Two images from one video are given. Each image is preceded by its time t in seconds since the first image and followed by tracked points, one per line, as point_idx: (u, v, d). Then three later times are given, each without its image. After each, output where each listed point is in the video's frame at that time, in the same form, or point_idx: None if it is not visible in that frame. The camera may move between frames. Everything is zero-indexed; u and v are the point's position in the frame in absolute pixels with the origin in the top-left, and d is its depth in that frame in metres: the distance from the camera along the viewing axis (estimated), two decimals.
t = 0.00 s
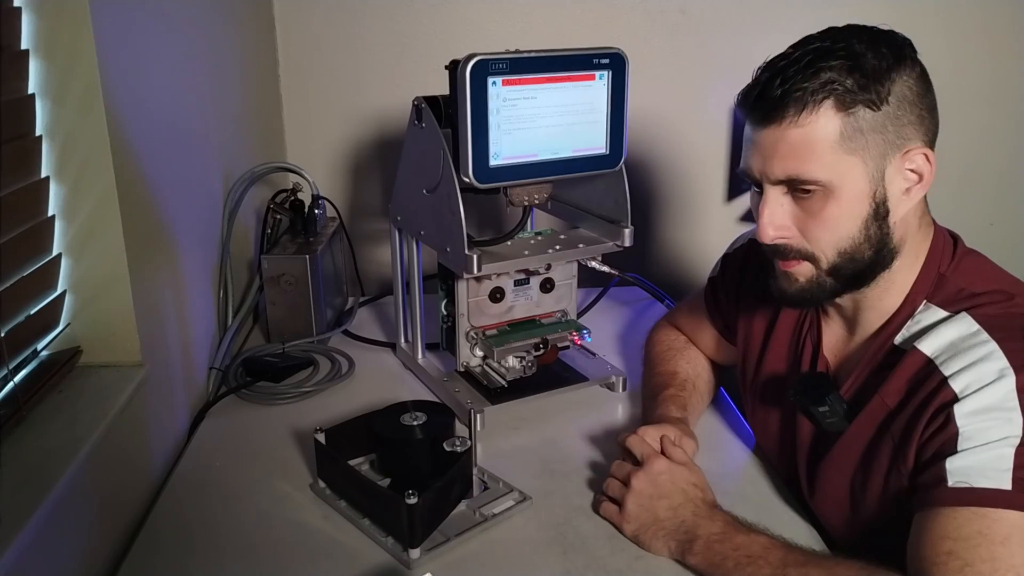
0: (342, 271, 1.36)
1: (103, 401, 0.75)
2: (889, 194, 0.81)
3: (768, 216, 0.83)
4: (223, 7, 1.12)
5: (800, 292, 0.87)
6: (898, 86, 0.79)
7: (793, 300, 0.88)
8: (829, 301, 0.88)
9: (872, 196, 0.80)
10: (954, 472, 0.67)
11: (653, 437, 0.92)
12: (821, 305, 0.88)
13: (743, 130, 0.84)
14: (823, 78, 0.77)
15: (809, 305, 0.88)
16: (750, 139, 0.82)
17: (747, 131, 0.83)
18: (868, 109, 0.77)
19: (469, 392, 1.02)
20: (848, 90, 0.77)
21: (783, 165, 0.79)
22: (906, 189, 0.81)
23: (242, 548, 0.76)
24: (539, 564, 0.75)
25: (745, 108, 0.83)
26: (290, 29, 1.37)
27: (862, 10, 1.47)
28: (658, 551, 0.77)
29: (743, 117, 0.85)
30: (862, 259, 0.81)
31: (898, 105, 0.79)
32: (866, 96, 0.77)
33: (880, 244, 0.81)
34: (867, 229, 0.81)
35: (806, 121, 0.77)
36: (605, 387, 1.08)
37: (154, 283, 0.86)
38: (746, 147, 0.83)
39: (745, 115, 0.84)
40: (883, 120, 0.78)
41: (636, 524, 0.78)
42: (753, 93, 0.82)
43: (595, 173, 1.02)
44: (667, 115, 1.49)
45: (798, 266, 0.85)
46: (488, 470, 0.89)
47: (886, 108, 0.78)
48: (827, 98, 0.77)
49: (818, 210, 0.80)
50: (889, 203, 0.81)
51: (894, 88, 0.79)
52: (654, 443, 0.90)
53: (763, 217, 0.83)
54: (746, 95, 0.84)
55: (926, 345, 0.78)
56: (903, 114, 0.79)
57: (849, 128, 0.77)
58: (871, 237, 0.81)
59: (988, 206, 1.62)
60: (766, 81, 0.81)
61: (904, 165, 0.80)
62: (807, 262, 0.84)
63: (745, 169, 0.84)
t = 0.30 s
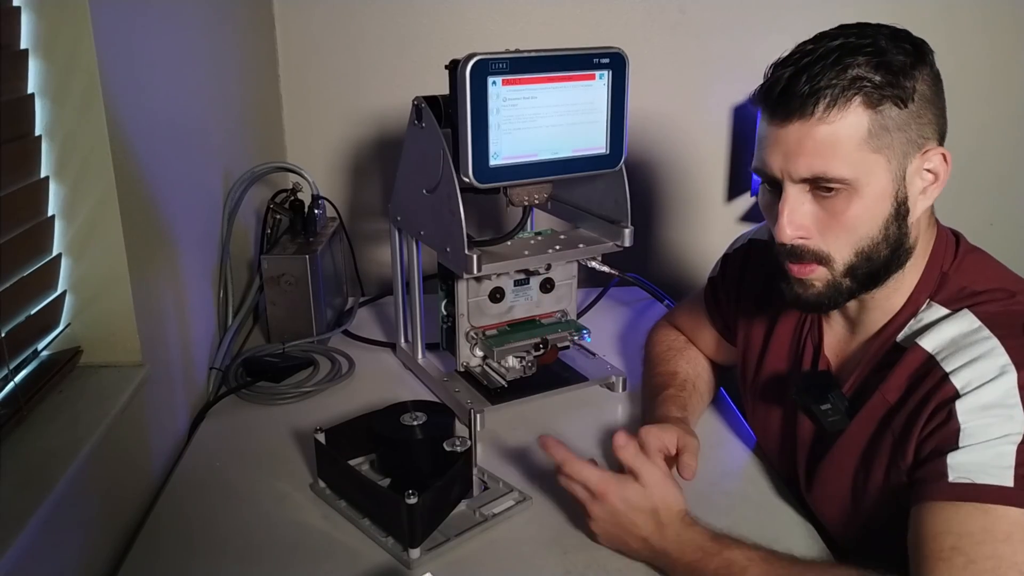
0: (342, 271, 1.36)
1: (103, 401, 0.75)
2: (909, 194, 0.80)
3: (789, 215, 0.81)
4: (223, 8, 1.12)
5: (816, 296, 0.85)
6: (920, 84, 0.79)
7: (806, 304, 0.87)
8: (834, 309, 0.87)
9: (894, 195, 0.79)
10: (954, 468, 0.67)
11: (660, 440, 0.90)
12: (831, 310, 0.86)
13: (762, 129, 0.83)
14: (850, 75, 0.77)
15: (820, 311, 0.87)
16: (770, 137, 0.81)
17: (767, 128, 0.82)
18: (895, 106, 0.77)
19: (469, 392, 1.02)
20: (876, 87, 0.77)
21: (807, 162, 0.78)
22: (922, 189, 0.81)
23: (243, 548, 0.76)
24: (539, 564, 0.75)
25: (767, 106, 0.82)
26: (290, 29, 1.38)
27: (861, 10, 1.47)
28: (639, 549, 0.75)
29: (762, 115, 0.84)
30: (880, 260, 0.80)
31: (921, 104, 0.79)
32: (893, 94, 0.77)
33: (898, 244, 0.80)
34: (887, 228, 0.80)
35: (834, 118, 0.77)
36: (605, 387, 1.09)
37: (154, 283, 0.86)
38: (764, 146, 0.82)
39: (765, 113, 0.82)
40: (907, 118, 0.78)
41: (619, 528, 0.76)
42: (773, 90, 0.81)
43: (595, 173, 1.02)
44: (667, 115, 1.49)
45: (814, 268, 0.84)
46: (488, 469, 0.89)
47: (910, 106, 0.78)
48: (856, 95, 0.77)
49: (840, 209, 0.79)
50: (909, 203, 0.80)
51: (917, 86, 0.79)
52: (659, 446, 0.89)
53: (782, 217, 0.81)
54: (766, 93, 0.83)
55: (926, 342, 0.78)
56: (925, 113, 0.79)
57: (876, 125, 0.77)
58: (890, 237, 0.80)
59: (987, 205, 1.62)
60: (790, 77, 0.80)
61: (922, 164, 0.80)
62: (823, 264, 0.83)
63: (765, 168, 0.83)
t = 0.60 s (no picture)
0: (342, 271, 1.36)
1: (103, 401, 0.75)
2: (920, 196, 0.80)
3: (802, 214, 0.79)
4: (223, 8, 1.12)
5: (825, 299, 0.84)
6: (936, 86, 0.79)
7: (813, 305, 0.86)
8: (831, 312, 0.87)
9: (907, 197, 0.78)
10: (976, 478, 0.66)
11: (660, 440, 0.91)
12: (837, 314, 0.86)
13: (775, 125, 0.81)
14: (870, 73, 0.77)
15: (826, 312, 0.86)
16: (785, 132, 0.79)
17: (781, 124, 0.80)
18: (913, 108, 0.76)
19: (469, 392, 1.02)
20: (895, 87, 0.77)
21: (825, 161, 0.76)
22: (932, 191, 0.81)
23: (243, 548, 0.76)
24: (540, 564, 0.74)
25: (781, 102, 0.80)
26: (291, 29, 1.38)
27: (861, 10, 1.47)
28: (658, 516, 0.76)
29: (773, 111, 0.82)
30: (890, 261, 0.80)
31: (936, 105, 0.78)
32: (911, 95, 0.77)
33: (908, 245, 0.80)
34: (899, 230, 0.79)
35: (855, 115, 0.75)
36: (605, 387, 1.08)
37: (154, 283, 0.86)
38: (778, 142, 0.80)
39: (778, 109, 0.80)
40: (924, 120, 0.77)
41: (654, 473, 0.78)
42: (790, 86, 0.80)
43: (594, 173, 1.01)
44: (667, 115, 1.49)
45: (823, 268, 0.82)
46: (488, 470, 0.89)
47: (927, 107, 0.77)
48: (877, 94, 0.76)
49: (855, 210, 0.78)
50: (920, 205, 0.80)
51: (933, 87, 0.79)
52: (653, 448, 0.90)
53: (796, 215, 0.79)
54: (781, 89, 0.81)
55: (930, 348, 0.78)
56: (938, 115, 0.79)
57: (895, 125, 0.76)
58: (901, 239, 0.79)
59: (987, 205, 1.62)
60: (809, 72, 0.79)
61: (934, 166, 0.80)
62: (834, 265, 0.81)
63: (777, 165, 0.81)
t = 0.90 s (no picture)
0: (342, 271, 1.36)
1: (102, 401, 0.75)
2: (964, 240, 0.71)
3: (825, 259, 0.73)
4: (223, 9, 1.13)
5: (850, 342, 0.78)
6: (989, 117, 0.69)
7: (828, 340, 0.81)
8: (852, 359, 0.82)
9: (948, 244, 0.70)
10: (981, 481, 0.62)
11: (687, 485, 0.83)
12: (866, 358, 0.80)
13: (802, 160, 0.74)
14: (909, 107, 0.68)
15: (854, 355, 0.80)
16: (812, 170, 0.73)
17: (808, 160, 0.73)
18: (958, 146, 0.67)
19: (469, 392, 1.02)
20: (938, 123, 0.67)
21: (853, 205, 0.70)
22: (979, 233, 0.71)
23: (242, 548, 0.76)
24: (540, 565, 0.74)
25: (810, 136, 0.73)
26: (291, 29, 1.38)
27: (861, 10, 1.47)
28: None
29: (801, 143, 0.75)
30: (924, 311, 0.73)
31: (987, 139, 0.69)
32: (958, 130, 0.67)
33: (946, 294, 0.72)
34: (937, 280, 0.71)
35: (888, 157, 0.68)
36: (606, 387, 1.08)
37: (154, 283, 0.86)
38: (804, 180, 0.74)
39: (807, 143, 0.74)
40: (971, 158, 0.68)
41: None
42: (819, 118, 0.72)
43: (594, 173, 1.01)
44: (667, 115, 1.49)
45: (851, 313, 0.76)
46: (488, 469, 0.89)
47: (976, 144, 0.68)
48: (914, 133, 0.67)
49: (886, 257, 0.71)
50: (963, 250, 0.71)
51: (986, 119, 0.69)
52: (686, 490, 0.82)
53: (819, 261, 0.74)
54: (811, 120, 0.74)
55: (946, 372, 0.72)
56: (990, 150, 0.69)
57: (935, 168, 0.67)
58: (939, 289, 0.71)
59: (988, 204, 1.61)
60: (840, 105, 0.71)
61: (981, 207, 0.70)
62: (862, 311, 0.76)
63: (802, 204, 0.75)
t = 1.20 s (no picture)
0: (342, 271, 1.36)
1: (103, 401, 0.75)
2: (866, 231, 0.65)
3: (717, 250, 0.69)
4: (222, 8, 1.12)
5: (754, 344, 0.74)
6: (884, 96, 0.64)
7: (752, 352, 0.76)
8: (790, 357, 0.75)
9: (846, 233, 0.65)
10: (796, 495, 0.56)
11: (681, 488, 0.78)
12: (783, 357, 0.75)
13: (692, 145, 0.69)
14: (794, 85, 0.62)
15: (762, 357, 0.76)
16: (700, 154, 0.67)
17: (697, 145, 0.68)
18: (849, 125, 0.62)
19: (469, 392, 1.03)
20: (828, 100, 0.62)
21: (738, 192, 0.64)
22: (886, 224, 0.66)
23: (240, 548, 0.76)
24: (539, 566, 0.74)
25: (698, 120, 0.68)
26: (290, 30, 1.38)
27: (861, 10, 1.47)
28: None
29: (691, 128, 0.70)
30: (824, 308, 0.69)
31: (883, 120, 0.64)
32: (848, 110, 0.62)
33: (849, 290, 0.67)
34: (836, 273, 0.66)
35: (774, 138, 0.62)
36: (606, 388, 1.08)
37: (154, 283, 0.86)
38: (694, 167, 0.69)
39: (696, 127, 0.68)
40: (866, 139, 0.63)
41: None
42: (704, 101, 0.67)
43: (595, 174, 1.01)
44: (667, 115, 1.49)
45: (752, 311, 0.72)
46: (488, 470, 0.89)
47: (869, 124, 0.63)
48: (800, 110, 0.62)
49: (779, 248, 0.66)
50: (865, 241, 0.66)
51: (880, 98, 0.64)
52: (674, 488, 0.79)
53: (712, 255, 0.70)
54: (697, 103, 0.68)
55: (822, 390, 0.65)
56: (889, 131, 0.64)
57: (825, 150, 0.62)
58: (839, 283, 0.67)
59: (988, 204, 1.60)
60: (726, 82, 0.66)
61: (884, 195, 0.65)
62: (761, 307, 0.71)
63: (694, 193, 0.70)
